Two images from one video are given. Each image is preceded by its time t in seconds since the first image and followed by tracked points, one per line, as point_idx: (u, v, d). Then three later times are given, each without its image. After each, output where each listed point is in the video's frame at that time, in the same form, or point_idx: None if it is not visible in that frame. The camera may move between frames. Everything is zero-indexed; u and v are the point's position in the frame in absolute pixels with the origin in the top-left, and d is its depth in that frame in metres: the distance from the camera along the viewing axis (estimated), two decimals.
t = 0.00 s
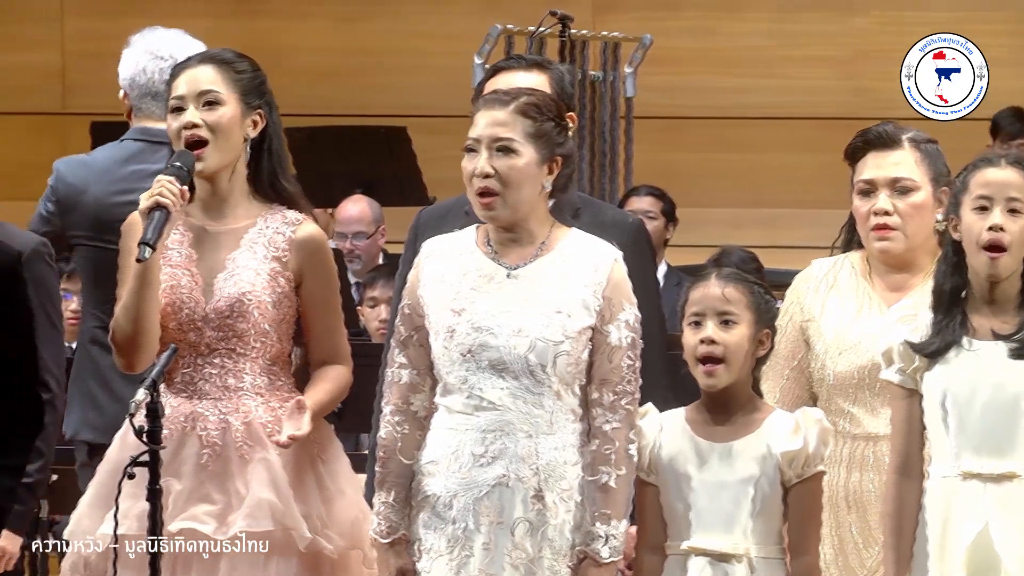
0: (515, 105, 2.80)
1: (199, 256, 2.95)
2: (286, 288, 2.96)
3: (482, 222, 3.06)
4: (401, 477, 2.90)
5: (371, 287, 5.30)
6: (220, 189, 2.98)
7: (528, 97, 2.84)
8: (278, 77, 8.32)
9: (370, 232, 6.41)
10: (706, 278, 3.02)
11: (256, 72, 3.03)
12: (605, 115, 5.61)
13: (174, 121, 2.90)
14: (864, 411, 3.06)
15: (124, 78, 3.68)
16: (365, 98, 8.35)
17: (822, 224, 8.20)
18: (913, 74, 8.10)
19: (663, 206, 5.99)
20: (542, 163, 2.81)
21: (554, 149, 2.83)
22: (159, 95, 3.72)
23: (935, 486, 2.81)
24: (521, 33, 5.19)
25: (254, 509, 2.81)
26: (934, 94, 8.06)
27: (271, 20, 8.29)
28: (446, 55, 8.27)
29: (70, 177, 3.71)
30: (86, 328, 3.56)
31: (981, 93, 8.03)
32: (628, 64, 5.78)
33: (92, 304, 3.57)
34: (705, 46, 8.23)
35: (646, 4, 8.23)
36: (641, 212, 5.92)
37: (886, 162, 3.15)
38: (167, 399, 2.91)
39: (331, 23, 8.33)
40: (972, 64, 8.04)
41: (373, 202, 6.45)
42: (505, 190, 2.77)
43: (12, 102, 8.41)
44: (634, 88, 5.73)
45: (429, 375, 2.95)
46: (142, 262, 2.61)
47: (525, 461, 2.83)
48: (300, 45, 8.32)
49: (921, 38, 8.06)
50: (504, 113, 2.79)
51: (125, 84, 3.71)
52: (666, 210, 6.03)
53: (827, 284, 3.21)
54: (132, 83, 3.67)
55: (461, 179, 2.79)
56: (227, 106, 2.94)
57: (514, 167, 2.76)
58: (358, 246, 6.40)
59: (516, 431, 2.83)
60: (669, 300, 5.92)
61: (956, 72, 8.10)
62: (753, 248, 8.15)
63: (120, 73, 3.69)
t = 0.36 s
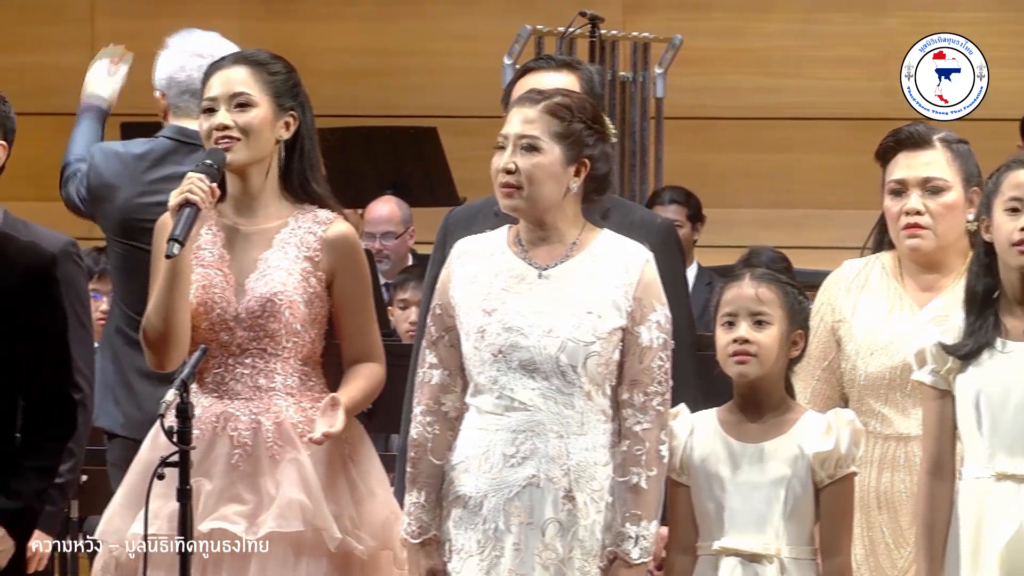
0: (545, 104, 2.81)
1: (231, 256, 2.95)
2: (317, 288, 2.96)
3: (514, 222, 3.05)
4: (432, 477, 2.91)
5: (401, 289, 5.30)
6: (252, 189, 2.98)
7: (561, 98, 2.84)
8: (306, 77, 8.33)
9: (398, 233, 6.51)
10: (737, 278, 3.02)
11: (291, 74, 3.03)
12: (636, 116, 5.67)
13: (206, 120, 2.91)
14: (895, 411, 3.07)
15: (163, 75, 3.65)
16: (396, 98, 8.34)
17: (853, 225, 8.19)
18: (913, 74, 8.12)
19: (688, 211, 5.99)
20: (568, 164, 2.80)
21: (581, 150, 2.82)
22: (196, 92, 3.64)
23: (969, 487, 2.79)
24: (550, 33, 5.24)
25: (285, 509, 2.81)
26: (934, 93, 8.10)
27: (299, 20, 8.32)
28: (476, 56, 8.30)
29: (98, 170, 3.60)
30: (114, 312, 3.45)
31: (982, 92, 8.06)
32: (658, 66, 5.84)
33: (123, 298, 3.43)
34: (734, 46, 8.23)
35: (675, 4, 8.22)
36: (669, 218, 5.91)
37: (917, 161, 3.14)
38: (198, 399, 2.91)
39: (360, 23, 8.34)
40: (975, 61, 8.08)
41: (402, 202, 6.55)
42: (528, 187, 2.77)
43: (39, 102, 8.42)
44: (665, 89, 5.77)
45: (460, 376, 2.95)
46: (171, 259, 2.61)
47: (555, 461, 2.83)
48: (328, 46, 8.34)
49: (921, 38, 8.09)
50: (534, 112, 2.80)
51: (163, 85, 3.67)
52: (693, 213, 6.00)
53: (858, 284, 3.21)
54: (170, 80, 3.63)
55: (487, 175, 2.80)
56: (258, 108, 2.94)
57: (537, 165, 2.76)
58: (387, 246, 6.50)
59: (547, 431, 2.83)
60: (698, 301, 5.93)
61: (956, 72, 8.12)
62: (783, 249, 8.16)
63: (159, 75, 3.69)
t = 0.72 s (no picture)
0: (581, 107, 2.82)
1: (266, 257, 2.96)
2: (350, 289, 2.97)
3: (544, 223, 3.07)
4: (464, 477, 2.91)
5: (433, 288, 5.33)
6: (287, 191, 2.99)
7: (595, 100, 2.85)
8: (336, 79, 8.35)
9: (425, 234, 6.57)
10: (770, 278, 3.02)
11: (331, 78, 3.04)
12: (666, 116, 5.67)
13: (243, 122, 2.92)
14: (927, 412, 3.10)
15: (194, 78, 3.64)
16: (427, 98, 8.35)
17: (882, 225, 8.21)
18: (913, 74, 8.21)
19: (718, 213, 6.00)
20: (604, 167, 2.81)
21: (618, 152, 2.84)
22: (226, 96, 3.62)
23: (1004, 488, 2.78)
24: (582, 34, 5.27)
25: (318, 509, 2.82)
26: (934, 93, 8.20)
27: (328, 20, 8.34)
28: (508, 57, 8.35)
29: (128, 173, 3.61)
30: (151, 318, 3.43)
31: (982, 92, 8.07)
32: (688, 65, 5.80)
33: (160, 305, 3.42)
34: (766, 46, 8.24)
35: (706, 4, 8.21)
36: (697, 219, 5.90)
37: (949, 161, 3.15)
38: (231, 399, 2.92)
39: (389, 23, 8.34)
40: (975, 61, 8.09)
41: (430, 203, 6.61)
42: (566, 190, 2.78)
43: (69, 104, 8.44)
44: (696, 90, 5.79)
45: (492, 376, 2.96)
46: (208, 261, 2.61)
47: (587, 461, 2.83)
48: (358, 46, 8.32)
49: (921, 38, 8.11)
50: (571, 113, 2.81)
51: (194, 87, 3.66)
52: (722, 214, 6.01)
53: (891, 285, 3.24)
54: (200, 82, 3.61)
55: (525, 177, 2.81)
56: (295, 113, 2.95)
57: (575, 168, 2.77)
58: (414, 247, 6.55)
59: (579, 431, 2.84)
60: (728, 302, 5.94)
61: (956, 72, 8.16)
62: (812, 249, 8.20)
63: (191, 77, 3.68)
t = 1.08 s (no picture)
0: (611, 105, 2.83)
1: (298, 258, 2.97)
2: (381, 289, 2.98)
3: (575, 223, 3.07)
4: (493, 477, 2.92)
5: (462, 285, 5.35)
6: (322, 192, 3.00)
7: (625, 100, 2.86)
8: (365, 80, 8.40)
9: (454, 238, 6.40)
10: (797, 277, 3.02)
11: (367, 79, 3.06)
12: (695, 116, 5.70)
13: (286, 120, 2.93)
14: (957, 412, 3.11)
15: (216, 80, 3.68)
16: (454, 98, 8.43)
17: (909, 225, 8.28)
18: (913, 74, 8.32)
19: (745, 207, 6.00)
20: (634, 166, 2.82)
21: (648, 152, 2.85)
22: (253, 95, 3.69)
23: None
24: (611, 34, 5.24)
25: (348, 509, 2.82)
26: (935, 93, 8.31)
27: (355, 21, 8.38)
28: (537, 59, 8.45)
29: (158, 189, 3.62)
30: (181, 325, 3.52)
31: (982, 92, 8.16)
32: (717, 65, 5.86)
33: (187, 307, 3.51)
34: (793, 47, 8.37)
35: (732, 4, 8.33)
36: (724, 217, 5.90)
37: (980, 161, 3.15)
38: (262, 399, 2.93)
39: (416, 24, 8.41)
40: (975, 61, 8.19)
41: (455, 209, 6.46)
42: (597, 189, 2.79)
43: (99, 104, 8.53)
44: (725, 89, 5.79)
45: (522, 376, 2.97)
46: (248, 262, 2.62)
47: (617, 461, 2.84)
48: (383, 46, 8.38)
49: (922, 38, 8.20)
50: (600, 113, 2.82)
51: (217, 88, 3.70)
52: (749, 210, 6.03)
53: (921, 286, 3.25)
54: (227, 84, 3.66)
55: (556, 176, 2.82)
56: (341, 110, 2.96)
57: (606, 167, 2.78)
58: (444, 252, 6.39)
59: (609, 431, 2.84)
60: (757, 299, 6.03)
61: (956, 72, 8.26)
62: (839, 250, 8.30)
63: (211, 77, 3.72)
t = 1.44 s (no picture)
0: (642, 103, 2.91)
1: (327, 258, 2.99)
2: (409, 290, 2.99)
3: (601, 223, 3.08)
4: (519, 476, 2.94)
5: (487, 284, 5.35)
6: (349, 191, 3.02)
7: (655, 98, 2.94)
8: (397, 80, 8.45)
9: (484, 242, 6.39)
10: (823, 278, 3.00)
11: (388, 76, 3.07)
12: (720, 116, 5.64)
13: (310, 124, 2.94)
14: (985, 412, 3.10)
15: (244, 77, 3.69)
16: (481, 97, 8.50)
17: (938, 226, 8.35)
18: (913, 74, 8.39)
19: (771, 206, 6.14)
20: (664, 163, 2.90)
21: (676, 151, 2.92)
22: (282, 95, 3.70)
23: None
24: (637, 35, 5.22)
25: (375, 509, 2.82)
26: (935, 93, 8.43)
27: (386, 20, 8.44)
28: (566, 60, 8.49)
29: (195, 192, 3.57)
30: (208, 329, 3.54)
31: (982, 91, 8.28)
32: (743, 66, 5.82)
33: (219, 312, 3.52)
34: (820, 46, 8.40)
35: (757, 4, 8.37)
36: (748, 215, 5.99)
37: (1008, 161, 3.14)
38: (290, 398, 2.95)
39: (446, 24, 8.49)
40: (975, 61, 8.28)
41: (488, 213, 6.48)
42: (626, 184, 2.86)
43: (128, 102, 8.58)
44: (751, 89, 5.74)
45: (548, 377, 2.98)
46: (276, 263, 2.65)
47: (642, 461, 2.84)
48: (410, 46, 8.45)
49: (922, 38, 8.26)
50: (632, 111, 2.89)
51: (241, 86, 3.71)
52: (774, 209, 6.16)
53: (949, 286, 3.23)
54: (255, 82, 3.68)
55: (584, 172, 2.89)
56: (364, 111, 2.98)
57: (635, 163, 2.85)
58: (473, 255, 6.37)
59: (634, 431, 2.85)
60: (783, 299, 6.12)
61: (957, 72, 8.37)
62: (869, 248, 8.33)
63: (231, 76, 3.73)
